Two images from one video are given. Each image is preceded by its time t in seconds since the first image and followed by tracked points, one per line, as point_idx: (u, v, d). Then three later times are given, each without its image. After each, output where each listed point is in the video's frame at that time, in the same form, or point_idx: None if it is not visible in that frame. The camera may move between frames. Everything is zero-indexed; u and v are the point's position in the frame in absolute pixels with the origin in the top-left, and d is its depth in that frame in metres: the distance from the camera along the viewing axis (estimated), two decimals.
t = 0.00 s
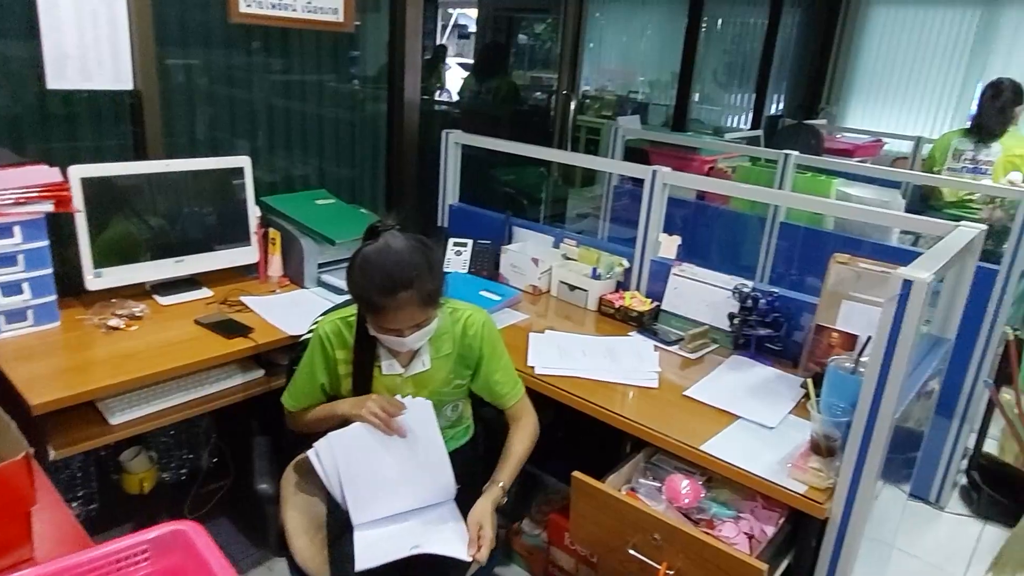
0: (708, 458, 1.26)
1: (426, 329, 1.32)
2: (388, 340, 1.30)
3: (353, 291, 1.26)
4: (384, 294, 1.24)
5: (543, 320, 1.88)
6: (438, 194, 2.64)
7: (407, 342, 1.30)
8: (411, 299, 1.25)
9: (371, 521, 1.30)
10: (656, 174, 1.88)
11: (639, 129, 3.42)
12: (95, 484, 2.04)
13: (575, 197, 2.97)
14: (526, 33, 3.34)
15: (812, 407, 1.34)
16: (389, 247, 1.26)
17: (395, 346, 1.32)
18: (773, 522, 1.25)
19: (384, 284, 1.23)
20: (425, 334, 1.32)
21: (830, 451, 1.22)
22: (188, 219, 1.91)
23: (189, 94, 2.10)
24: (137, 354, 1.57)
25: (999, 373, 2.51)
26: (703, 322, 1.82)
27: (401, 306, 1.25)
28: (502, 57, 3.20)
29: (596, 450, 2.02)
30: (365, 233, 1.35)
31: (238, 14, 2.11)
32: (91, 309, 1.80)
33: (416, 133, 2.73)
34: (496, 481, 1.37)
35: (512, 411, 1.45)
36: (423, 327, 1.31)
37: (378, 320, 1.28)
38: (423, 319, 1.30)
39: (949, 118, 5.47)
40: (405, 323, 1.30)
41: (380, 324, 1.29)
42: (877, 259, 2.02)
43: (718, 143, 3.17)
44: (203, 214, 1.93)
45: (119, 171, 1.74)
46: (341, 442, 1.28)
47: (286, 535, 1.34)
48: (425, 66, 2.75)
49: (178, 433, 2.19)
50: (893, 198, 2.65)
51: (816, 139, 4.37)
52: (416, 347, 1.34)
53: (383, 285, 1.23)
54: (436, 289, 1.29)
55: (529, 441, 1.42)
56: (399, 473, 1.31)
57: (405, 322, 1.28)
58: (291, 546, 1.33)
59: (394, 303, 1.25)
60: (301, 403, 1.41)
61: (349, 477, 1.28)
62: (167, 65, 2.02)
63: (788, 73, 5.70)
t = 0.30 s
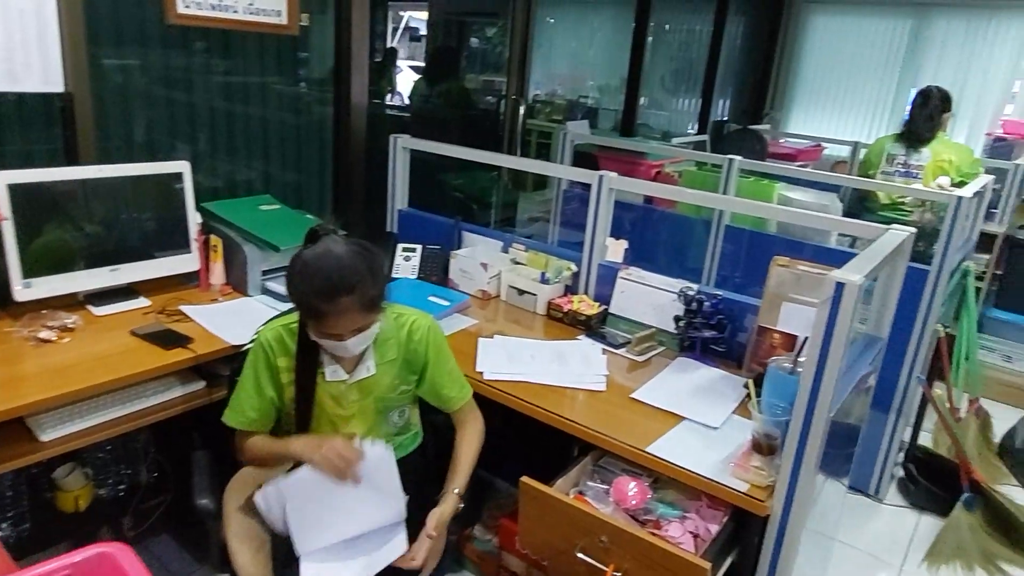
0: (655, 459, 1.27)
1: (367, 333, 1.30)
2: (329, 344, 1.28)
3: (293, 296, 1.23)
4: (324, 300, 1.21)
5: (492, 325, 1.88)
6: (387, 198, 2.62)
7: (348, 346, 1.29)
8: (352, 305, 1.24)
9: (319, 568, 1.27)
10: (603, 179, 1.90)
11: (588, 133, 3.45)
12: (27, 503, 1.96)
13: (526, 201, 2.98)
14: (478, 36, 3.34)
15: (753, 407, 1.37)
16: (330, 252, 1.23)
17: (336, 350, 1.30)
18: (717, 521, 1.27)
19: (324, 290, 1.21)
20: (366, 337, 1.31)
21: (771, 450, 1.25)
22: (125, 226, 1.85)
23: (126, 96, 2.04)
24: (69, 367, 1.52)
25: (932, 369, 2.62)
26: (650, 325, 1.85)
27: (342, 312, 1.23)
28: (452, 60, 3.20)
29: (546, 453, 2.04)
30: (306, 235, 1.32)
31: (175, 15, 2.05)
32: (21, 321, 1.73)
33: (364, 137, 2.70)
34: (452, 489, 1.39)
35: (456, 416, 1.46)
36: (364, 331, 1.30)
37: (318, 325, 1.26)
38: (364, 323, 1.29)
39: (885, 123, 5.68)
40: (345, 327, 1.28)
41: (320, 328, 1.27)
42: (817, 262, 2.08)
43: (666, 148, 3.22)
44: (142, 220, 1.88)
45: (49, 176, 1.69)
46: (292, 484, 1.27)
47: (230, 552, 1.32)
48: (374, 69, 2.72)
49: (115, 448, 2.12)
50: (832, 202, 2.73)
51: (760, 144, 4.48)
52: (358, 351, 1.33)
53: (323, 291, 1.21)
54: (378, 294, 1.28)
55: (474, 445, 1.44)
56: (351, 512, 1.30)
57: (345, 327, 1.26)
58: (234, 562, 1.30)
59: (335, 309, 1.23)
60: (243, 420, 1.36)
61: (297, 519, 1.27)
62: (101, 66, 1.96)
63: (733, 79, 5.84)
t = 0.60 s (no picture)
0: (608, 466, 1.28)
1: (311, 338, 1.28)
2: (270, 348, 1.26)
3: (235, 296, 1.23)
4: (263, 302, 1.20)
5: (445, 333, 1.87)
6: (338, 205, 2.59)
7: (290, 351, 1.27)
8: (293, 308, 1.22)
9: None
10: (554, 185, 1.91)
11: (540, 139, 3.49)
12: None
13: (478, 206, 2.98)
14: (431, 40, 3.32)
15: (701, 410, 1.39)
16: (275, 252, 1.23)
17: (278, 354, 1.28)
18: (667, 524, 1.29)
19: (265, 293, 1.20)
20: (310, 343, 1.28)
21: (718, 452, 1.27)
22: (63, 235, 1.79)
23: (61, 99, 1.98)
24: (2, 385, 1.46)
25: (873, 368, 2.71)
26: (601, 331, 1.87)
27: (283, 315, 1.22)
28: (404, 65, 3.18)
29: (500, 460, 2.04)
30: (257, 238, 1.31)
31: (113, 18, 1.98)
32: None
33: (314, 143, 2.66)
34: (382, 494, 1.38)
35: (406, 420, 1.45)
36: (308, 336, 1.28)
37: (260, 327, 1.25)
38: (308, 328, 1.27)
39: (827, 130, 5.87)
40: (288, 331, 1.26)
41: (262, 329, 1.25)
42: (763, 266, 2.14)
43: (616, 154, 3.26)
44: (81, 229, 1.82)
45: None
46: None
47: None
48: (324, 73, 2.69)
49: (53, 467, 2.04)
50: (777, 206, 2.80)
51: (708, 149, 4.57)
52: (302, 358, 1.30)
53: (264, 290, 1.20)
54: (323, 299, 1.26)
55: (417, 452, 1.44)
56: None
57: (286, 331, 1.24)
58: None
59: (276, 310, 1.21)
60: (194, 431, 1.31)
61: None
62: (36, 69, 1.90)
63: (684, 85, 5.93)
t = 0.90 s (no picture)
0: (565, 469, 1.29)
1: (270, 333, 1.25)
2: (227, 342, 1.23)
3: (192, 288, 1.19)
4: (222, 293, 1.17)
5: (403, 339, 1.86)
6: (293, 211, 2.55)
7: (247, 345, 1.23)
8: (252, 300, 1.20)
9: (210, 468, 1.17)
10: (510, 192, 1.91)
11: (498, 145, 3.48)
12: None
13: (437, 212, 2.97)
14: (389, 44, 3.30)
15: (657, 413, 1.41)
16: (236, 245, 1.21)
17: (235, 349, 1.24)
18: (625, 527, 1.30)
19: (225, 284, 1.17)
20: (268, 338, 1.25)
21: (674, 454, 1.28)
22: (6, 243, 1.74)
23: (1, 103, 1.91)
24: None
25: (824, 367, 2.78)
26: (558, 335, 1.88)
27: (242, 308, 1.19)
28: (361, 69, 3.15)
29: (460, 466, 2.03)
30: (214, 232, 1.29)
31: (55, 20, 1.91)
32: None
33: (268, 149, 2.62)
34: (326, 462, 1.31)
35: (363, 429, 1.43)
36: (267, 330, 1.25)
37: (217, 321, 1.21)
38: (267, 322, 1.24)
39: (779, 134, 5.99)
40: (246, 325, 1.23)
41: (219, 323, 1.22)
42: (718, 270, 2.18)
43: (573, 159, 3.28)
44: (25, 237, 1.78)
45: None
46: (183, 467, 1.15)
47: None
48: (281, 77, 2.66)
49: None
50: (730, 210, 2.85)
51: (664, 154, 4.64)
52: (258, 354, 1.27)
53: (225, 281, 1.17)
54: (283, 292, 1.24)
55: (368, 462, 1.39)
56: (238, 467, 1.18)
57: (244, 324, 1.22)
58: None
59: (235, 302, 1.19)
60: (143, 432, 1.30)
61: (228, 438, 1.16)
62: None
63: (641, 90, 6.01)
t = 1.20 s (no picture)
0: (526, 476, 1.29)
1: (233, 334, 1.24)
2: (188, 344, 1.20)
3: (150, 289, 1.17)
4: (184, 291, 1.16)
5: (364, 348, 1.84)
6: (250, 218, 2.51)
7: (211, 347, 1.21)
8: (217, 299, 1.18)
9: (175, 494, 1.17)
10: (470, 199, 1.91)
11: (460, 150, 3.48)
12: None
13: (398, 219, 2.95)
14: (350, 48, 3.28)
15: (617, 418, 1.42)
16: (196, 246, 1.21)
17: (196, 352, 1.22)
18: (587, 532, 1.31)
19: (189, 281, 1.16)
20: (231, 339, 1.24)
21: (634, 459, 1.29)
22: None
23: None
24: None
25: (782, 369, 2.83)
26: (521, 342, 1.88)
27: (207, 306, 1.18)
28: (320, 74, 3.12)
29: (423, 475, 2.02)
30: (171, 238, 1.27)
31: None
32: None
33: (225, 155, 2.58)
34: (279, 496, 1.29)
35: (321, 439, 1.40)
36: (230, 331, 1.23)
37: (179, 322, 1.19)
38: (230, 322, 1.23)
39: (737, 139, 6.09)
40: (208, 326, 1.21)
41: (181, 325, 1.19)
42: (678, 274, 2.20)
43: (534, 165, 3.29)
44: None
45: None
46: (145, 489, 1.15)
47: None
48: (239, 81, 2.62)
49: None
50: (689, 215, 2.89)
51: (626, 159, 4.68)
52: (221, 357, 1.25)
53: (189, 279, 1.16)
54: (246, 292, 1.23)
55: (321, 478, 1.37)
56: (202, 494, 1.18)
57: (206, 323, 1.19)
58: None
59: (200, 300, 1.17)
60: (88, 447, 1.25)
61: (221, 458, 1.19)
62: None
63: (603, 96, 6.05)
